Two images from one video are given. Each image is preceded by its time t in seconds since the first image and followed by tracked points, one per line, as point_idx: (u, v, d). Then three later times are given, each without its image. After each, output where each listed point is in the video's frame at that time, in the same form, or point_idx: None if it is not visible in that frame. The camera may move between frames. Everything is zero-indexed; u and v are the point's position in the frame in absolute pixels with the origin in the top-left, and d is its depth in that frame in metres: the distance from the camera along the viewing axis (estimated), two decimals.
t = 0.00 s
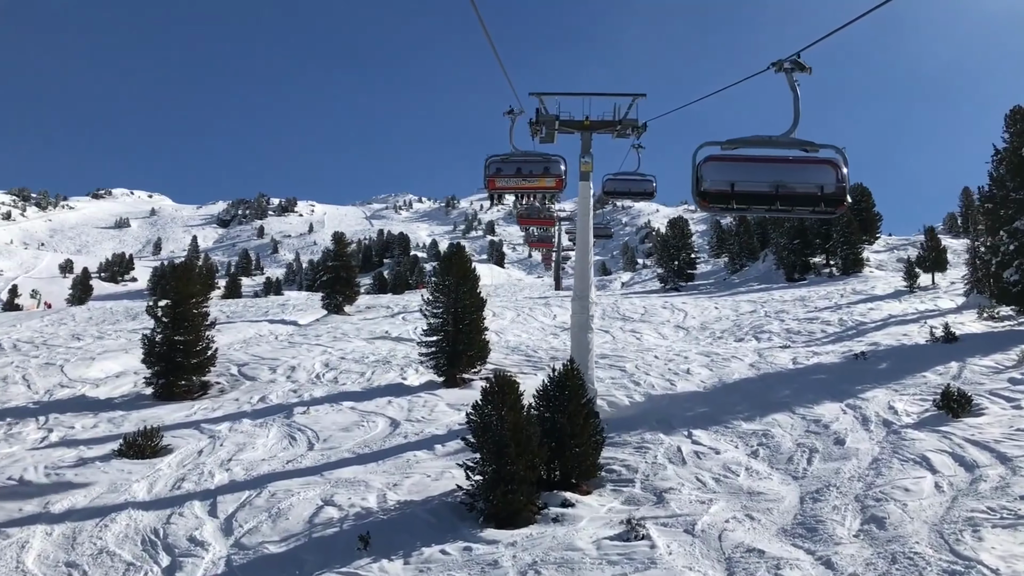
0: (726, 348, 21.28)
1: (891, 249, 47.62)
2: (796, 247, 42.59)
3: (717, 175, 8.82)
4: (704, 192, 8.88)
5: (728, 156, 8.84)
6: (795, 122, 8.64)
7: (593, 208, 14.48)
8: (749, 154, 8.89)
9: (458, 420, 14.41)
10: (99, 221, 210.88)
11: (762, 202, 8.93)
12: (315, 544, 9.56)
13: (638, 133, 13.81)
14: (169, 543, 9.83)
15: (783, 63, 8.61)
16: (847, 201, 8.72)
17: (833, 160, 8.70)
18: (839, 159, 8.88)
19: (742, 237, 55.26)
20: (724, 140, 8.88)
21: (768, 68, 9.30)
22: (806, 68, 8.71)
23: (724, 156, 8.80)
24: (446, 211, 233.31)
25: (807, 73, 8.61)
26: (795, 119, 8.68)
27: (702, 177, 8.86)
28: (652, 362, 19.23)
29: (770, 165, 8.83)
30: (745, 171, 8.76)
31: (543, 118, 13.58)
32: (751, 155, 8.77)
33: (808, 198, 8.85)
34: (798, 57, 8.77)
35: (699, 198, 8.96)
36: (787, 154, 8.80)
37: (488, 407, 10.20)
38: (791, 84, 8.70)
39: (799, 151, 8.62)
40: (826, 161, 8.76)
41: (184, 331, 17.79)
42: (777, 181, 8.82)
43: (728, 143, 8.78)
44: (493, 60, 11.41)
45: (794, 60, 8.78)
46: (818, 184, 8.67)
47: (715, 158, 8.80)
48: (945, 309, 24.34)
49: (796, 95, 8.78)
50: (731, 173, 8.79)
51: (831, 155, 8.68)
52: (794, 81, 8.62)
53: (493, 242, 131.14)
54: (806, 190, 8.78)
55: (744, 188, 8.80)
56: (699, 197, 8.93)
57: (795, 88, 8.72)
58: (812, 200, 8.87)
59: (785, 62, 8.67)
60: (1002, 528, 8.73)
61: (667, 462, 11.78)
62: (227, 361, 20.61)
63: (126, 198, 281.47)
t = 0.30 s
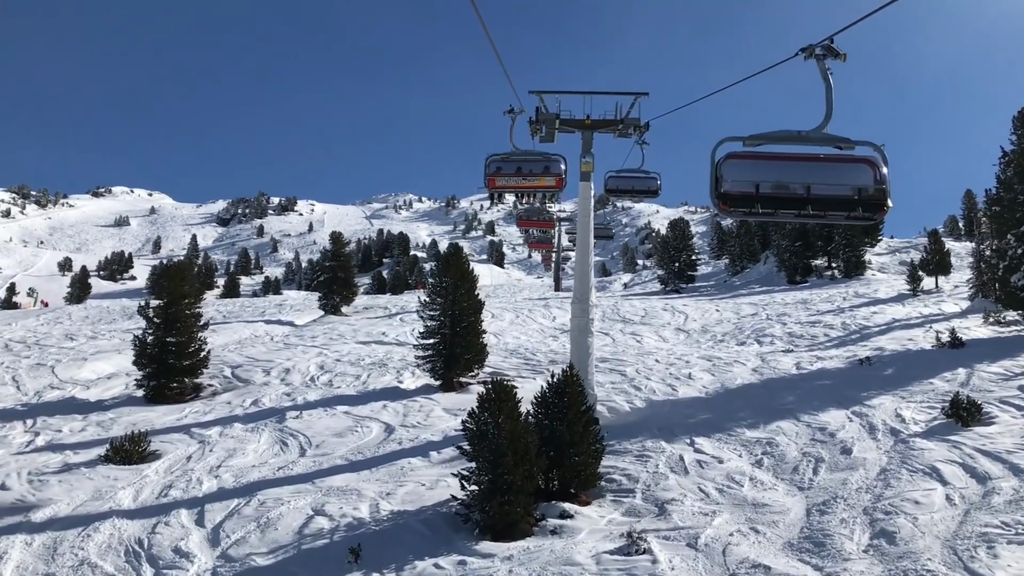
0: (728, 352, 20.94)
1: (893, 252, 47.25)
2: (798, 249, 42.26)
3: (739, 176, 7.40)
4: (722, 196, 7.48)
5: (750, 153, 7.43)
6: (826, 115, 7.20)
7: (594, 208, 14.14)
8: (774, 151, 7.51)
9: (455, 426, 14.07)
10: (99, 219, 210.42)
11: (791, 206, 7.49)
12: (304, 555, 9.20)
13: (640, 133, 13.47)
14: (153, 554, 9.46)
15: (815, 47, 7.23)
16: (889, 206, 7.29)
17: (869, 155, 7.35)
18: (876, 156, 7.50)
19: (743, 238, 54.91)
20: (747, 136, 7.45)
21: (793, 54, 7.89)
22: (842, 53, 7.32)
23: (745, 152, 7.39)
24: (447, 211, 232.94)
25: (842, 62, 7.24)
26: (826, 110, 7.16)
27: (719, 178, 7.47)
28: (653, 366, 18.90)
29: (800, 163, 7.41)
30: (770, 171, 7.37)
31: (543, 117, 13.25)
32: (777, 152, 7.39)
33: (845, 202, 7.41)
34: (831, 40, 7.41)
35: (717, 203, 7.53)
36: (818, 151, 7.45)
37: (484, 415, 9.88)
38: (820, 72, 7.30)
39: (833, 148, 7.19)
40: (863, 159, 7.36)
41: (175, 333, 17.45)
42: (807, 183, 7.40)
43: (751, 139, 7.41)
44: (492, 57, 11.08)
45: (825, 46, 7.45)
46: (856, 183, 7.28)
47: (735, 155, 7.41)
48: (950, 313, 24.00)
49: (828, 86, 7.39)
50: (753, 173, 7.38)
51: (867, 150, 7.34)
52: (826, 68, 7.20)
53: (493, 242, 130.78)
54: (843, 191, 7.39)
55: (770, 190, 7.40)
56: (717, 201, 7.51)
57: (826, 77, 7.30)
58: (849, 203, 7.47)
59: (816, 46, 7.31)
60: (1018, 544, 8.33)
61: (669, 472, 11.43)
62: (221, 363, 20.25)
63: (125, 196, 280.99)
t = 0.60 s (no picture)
0: (730, 355, 20.59)
1: (895, 254, 46.94)
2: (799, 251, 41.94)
3: (768, 173, 6.37)
4: (750, 196, 6.45)
5: (779, 147, 6.43)
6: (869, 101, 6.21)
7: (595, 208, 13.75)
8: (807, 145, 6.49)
9: (450, 430, 13.70)
10: (98, 216, 209.85)
11: (829, 208, 6.46)
12: (291, 566, 8.81)
13: (642, 131, 13.08)
14: (134, 565, 9.07)
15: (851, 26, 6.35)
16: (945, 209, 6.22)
17: (918, 151, 6.34)
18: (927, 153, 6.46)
19: (743, 239, 54.60)
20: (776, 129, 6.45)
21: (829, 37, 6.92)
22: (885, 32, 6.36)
23: (773, 146, 6.40)
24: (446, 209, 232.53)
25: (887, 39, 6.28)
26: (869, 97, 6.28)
27: (745, 176, 6.44)
28: (653, 369, 18.53)
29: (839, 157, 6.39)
30: (803, 167, 6.36)
31: (542, 114, 12.88)
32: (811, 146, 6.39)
33: (892, 204, 6.36)
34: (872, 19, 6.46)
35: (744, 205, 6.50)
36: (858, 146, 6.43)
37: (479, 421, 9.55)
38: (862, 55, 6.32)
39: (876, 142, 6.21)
40: (910, 154, 6.36)
41: (166, 333, 17.08)
42: (848, 182, 6.36)
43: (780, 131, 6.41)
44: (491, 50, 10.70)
45: (867, 24, 6.47)
46: (904, 183, 6.27)
47: (763, 149, 6.41)
48: (955, 316, 23.66)
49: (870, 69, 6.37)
50: (785, 169, 6.38)
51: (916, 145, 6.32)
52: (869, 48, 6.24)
53: (492, 242, 130.45)
54: (889, 192, 6.35)
55: (806, 189, 6.36)
56: (744, 202, 6.47)
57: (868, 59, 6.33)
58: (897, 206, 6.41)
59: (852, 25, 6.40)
60: None
61: (671, 481, 11.06)
62: (213, 363, 19.88)
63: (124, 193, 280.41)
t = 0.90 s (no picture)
0: (732, 356, 20.22)
1: (897, 253, 46.56)
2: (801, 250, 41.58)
3: (809, 168, 5.20)
4: (787, 196, 5.30)
5: (823, 136, 5.24)
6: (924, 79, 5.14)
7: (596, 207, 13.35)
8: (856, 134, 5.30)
9: (446, 434, 13.33)
10: (96, 213, 209.05)
11: (884, 210, 5.26)
12: None
13: (644, 127, 12.70)
14: None
15: None
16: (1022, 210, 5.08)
17: (988, 141, 5.16)
18: (1000, 142, 5.28)
19: (744, 238, 54.23)
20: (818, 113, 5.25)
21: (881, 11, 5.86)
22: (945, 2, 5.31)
23: (814, 136, 5.24)
24: (446, 207, 231.81)
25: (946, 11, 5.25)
26: (926, 79, 5.19)
27: (781, 172, 5.28)
28: (654, 371, 18.16)
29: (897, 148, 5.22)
30: (853, 160, 5.17)
31: (541, 110, 12.49)
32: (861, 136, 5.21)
33: (960, 204, 5.19)
34: None
35: (780, 207, 5.34)
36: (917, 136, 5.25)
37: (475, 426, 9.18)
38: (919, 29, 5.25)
39: (936, 130, 5.12)
40: (981, 144, 5.18)
41: (156, 333, 16.67)
42: (907, 178, 5.17)
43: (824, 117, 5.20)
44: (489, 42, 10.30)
45: None
46: (973, 179, 5.09)
47: (801, 139, 5.25)
48: (960, 317, 23.27)
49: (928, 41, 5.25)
50: (830, 162, 5.18)
51: (985, 133, 5.16)
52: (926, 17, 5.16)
53: (491, 239, 130.01)
54: (958, 189, 5.15)
55: (857, 187, 5.19)
56: (779, 203, 5.32)
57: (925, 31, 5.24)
58: (964, 208, 5.25)
59: None
60: None
61: (674, 489, 10.70)
62: (205, 364, 19.46)
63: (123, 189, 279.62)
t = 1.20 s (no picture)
0: (734, 358, 19.88)
1: (899, 252, 46.17)
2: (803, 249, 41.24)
3: (868, 164, 4.40)
4: (843, 198, 4.50)
5: (887, 125, 4.41)
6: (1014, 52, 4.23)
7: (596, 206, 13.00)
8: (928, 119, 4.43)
9: (442, 440, 12.98)
10: (94, 211, 208.42)
11: (963, 212, 4.44)
12: None
13: (646, 125, 12.39)
14: None
15: None
16: None
17: None
18: None
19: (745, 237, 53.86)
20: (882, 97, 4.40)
21: None
22: None
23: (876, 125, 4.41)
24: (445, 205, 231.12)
25: None
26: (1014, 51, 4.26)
27: (836, 170, 4.49)
28: (656, 373, 17.82)
29: (980, 136, 4.33)
30: (924, 154, 4.36)
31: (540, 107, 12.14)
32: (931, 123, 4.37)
33: None
34: None
35: (836, 211, 4.55)
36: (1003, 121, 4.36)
37: (471, 434, 8.85)
38: None
39: None
40: None
41: (147, 334, 16.30)
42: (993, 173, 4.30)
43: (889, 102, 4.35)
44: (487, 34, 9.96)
45: None
46: None
47: (860, 128, 4.44)
48: (966, 318, 22.91)
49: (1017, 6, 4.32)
50: (896, 156, 4.39)
51: None
52: None
53: (491, 238, 129.55)
54: None
55: (928, 184, 4.36)
56: (835, 205, 4.53)
57: None
58: None
59: None
60: None
61: (677, 498, 10.36)
62: (197, 365, 19.09)
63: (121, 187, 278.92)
